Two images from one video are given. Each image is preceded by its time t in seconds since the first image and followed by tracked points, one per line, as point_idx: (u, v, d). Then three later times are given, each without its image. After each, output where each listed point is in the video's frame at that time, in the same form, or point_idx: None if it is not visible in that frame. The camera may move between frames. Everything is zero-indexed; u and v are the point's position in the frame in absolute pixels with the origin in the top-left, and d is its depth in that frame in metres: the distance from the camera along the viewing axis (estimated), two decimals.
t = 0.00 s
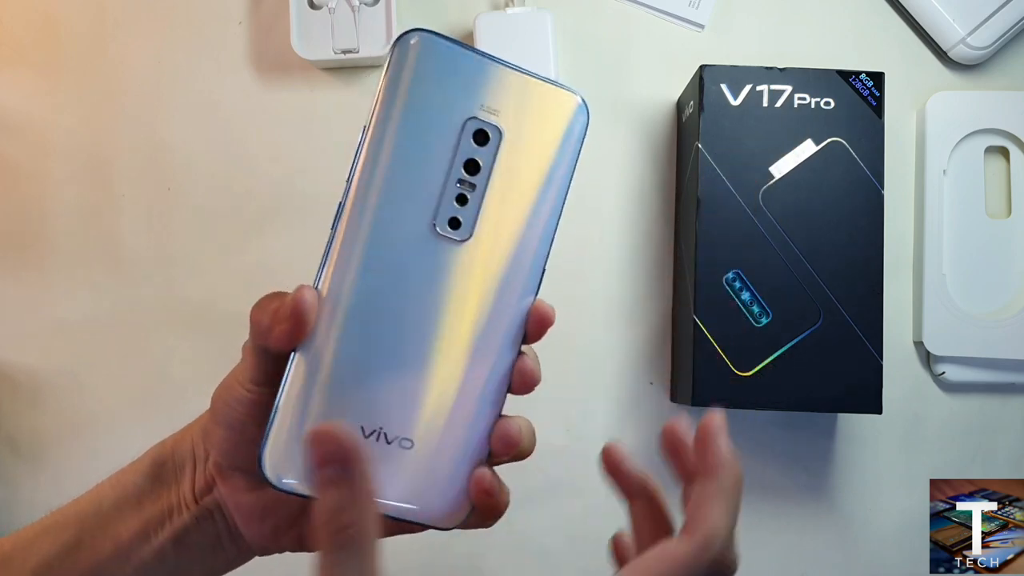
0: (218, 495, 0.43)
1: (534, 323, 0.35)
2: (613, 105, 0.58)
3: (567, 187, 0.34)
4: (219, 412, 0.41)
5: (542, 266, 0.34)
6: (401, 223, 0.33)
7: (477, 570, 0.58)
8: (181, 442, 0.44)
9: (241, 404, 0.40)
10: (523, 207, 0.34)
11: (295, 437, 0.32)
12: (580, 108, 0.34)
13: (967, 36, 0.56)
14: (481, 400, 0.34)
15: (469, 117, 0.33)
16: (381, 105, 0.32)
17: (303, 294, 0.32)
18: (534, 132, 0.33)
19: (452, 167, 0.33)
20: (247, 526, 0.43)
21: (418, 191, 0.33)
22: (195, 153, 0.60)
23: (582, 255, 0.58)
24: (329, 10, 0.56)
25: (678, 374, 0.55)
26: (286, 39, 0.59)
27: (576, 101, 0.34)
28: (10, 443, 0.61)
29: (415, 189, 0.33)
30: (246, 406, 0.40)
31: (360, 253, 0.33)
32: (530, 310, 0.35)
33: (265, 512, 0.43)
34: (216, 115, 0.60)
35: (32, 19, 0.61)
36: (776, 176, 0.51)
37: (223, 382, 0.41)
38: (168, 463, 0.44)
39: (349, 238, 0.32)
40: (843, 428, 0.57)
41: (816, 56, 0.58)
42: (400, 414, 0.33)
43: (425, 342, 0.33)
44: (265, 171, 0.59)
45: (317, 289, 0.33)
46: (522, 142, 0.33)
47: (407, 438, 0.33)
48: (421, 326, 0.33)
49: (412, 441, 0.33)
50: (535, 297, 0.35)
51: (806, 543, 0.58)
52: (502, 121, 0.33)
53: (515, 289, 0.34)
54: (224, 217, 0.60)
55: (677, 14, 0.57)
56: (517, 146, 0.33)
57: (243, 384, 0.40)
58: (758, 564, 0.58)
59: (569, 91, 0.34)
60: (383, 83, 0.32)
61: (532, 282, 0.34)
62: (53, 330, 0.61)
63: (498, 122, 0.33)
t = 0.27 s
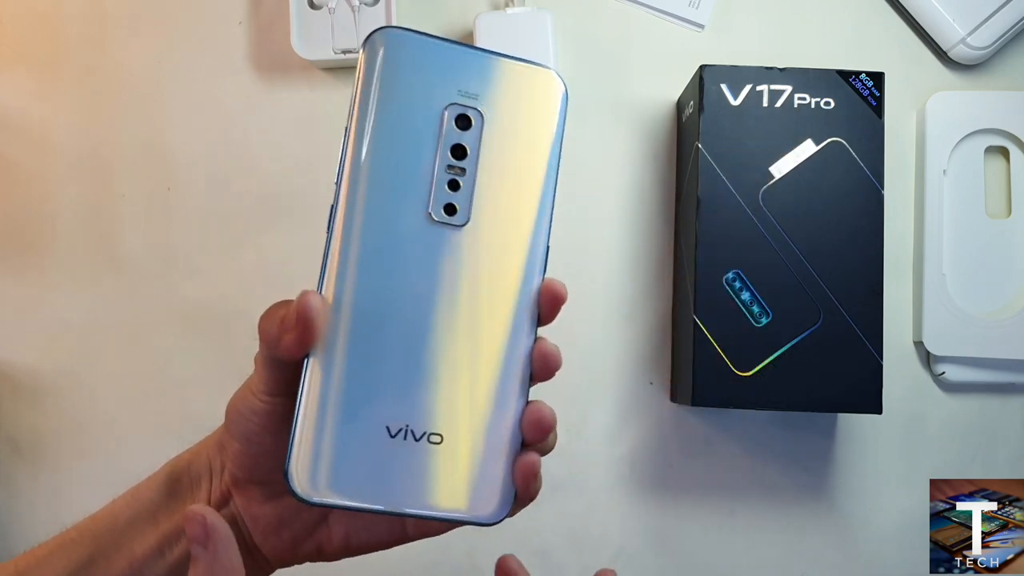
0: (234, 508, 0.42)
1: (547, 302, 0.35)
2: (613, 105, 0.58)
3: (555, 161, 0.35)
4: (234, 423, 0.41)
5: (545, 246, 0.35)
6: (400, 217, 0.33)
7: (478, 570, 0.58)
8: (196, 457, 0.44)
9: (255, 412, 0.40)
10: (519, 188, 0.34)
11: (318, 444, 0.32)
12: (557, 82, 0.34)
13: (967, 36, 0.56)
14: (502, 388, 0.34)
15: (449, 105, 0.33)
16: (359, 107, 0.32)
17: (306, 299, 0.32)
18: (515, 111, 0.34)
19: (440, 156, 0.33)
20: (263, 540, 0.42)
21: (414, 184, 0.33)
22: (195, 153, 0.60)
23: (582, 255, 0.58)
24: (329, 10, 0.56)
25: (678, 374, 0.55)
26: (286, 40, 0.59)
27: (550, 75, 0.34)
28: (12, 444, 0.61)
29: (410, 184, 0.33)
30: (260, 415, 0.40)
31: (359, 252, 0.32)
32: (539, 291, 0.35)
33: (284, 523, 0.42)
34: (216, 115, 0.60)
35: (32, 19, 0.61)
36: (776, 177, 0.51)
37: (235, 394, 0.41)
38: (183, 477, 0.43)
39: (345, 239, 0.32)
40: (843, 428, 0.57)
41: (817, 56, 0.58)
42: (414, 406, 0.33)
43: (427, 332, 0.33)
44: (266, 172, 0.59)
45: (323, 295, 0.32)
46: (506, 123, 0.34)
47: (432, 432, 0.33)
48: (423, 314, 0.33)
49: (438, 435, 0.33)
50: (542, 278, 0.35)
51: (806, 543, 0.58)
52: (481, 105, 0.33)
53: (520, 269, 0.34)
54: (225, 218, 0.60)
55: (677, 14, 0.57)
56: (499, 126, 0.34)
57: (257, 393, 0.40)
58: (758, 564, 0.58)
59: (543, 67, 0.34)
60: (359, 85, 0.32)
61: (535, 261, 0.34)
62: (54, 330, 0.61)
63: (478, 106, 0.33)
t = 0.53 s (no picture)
0: (236, 507, 0.42)
1: (548, 304, 0.34)
2: (613, 105, 0.58)
3: (564, 160, 0.34)
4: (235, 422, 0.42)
5: (549, 246, 0.34)
6: (401, 214, 0.33)
7: (478, 570, 0.58)
8: (197, 459, 0.44)
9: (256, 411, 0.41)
10: (525, 185, 0.34)
11: (307, 441, 0.32)
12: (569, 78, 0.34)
13: (967, 36, 0.56)
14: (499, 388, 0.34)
15: (454, 100, 0.33)
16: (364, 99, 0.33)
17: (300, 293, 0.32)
18: (523, 108, 0.34)
19: (443, 151, 0.33)
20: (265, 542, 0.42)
21: (414, 180, 0.33)
22: (195, 153, 0.60)
23: (582, 255, 0.58)
24: (329, 10, 0.56)
25: (678, 374, 0.55)
26: (286, 39, 0.59)
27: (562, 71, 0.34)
28: (11, 444, 0.61)
29: (412, 180, 0.33)
30: (261, 413, 0.41)
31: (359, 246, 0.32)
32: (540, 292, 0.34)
33: (285, 523, 0.42)
34: (216, 115, 0.60)
35: (32, 19, 0.61)
36: (776, 176, 0.51)
37: (237, 394, 0.42)
38: (185, 478, 0.43)
39: (345, 232, 0.32)
40: (843, 428, 0.57)
41: (817, 57, 0.58)
42: (408, 404, 0.33)
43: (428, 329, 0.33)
44: (266, 171, 0.59)
45: (318, 290, 0.32)
46: (512, 119, 0.34)
47: (423, 433, 0.33)
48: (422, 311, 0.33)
49: (429, 435, 0.33)
50: (544, 277, 0.34)
51: (806, 543, 0.58)
52: (488, 100, 0.33)
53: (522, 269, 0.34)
54: (225, 218, 0.60)
55: (677, 14, 0.57)
56: (506, 123, 0.34)
57: (257, 391, 0.41)
58: (758, 564, 0.58)
59: (557, 63, 0.34)
60: (365, 77, 0.33)
61: (538, 260, 0.34)
62: (53, 330, 0.61)
63: (484, 101, 0.33)
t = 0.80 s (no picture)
0: (222, 500, 0.42)
1: (536, 311, 0.33)
2: (613, 105, 0.58)
3: (563, 165, 0.33)
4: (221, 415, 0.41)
5: (543, 251, 0.34)
6: (390, 213, 0.33)
7: (478, 570, 0.58)
8: (184, 448, 0.44)
9: (240, 405, 0.40)
10: (518, 187, 0.33)
11: (282, 439, 0.32)
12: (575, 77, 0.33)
13: (967, 36, 0.56)
14: (481, 393, 0.33)
15: (451, 96, 0.32)
16: (359, 90, 0.32)
17: (282, 291, 0.32)
18: (521, 106, 0.33)
19: (438, 149, 0.33)
20: (252, 533, 0.43)
21: (403, 178, 0.33)
22: (195, 153, 0.60)
23: (582, 254, 0.58)
24: (329, 10, 0.56)
25: (678, 374, 0.55)
26: (286, 39, 0.59)
27: (570, 69, 0.33)
28: (11, 444, 0.61)
29: (401, 178, 0.33)
30: (246, 407, 0.40)
31: (346, 244, 0.32)
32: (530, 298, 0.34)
33: (271, 519, 0.42)
34: (217, 115, 0.60)
35: (32, 19, 0.61)
36: (776, 176, 0.51)
37: (223, 385, 0.41)
38: (171, 469, 0.44)
39: (333, 229, 0.32)
40: (843, 428, 0.57)
41: (817, 57, 0.58)
42: (387, 408, 0.32)
43: (413, 332, 0.33)
44: (266, 172, 0.59)
45: (300, 287, 0.32)
46: (510, 117, 0.33)
47: (400, 439, 0.32)
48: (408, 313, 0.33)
49: (407, 442, 0.32)
50: (535, 284, 0.34)
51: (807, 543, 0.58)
52: (487, 98, 0.33)
53: (512, 273, 0.33)
54: (225, 218, 0.60)
55: (677, 14, 0.57)
56: (504, 123, 0.33)
57: (241, 385, 0.40)
58: (758, 563, 0.58)
59: (565, 60, 0.33)
60: (361, 69, 0.32)
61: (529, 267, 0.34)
62: (54, 330, 0.61)
63: (483, 98, 0.33)
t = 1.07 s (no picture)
0: (217, 493, 0.43)
1: (544, 325, 0.34)
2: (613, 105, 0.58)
3: (580, 181, 0.33)
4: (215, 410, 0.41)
5: (554, 267, 0.33)
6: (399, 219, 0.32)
7: (478, 570, 0.58)
8: (181, 440, 0.45)
9: (234, 400, 0.40)
10: (530, 199, 0.33)
11: (278, 438, 0.32)
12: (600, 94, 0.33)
13: (967, 36, 0.56)
14: (483, 405, 0.33)
15: (472, 102, 0.32)
16: (379, 90, 0.32)
17: (286, 288, 0.32)
18: (541, 119, 0.32)
19: (453, 156, 0.32)
20: (246, 525, 0.43)
21: (412, 183, 0.32)
22: (195, 153, 0.60)
23: (582, 254, 0.58)
24: (329, 10, 0.56)
25: (678, 374, 0.55)
26: (286, 39, 0.59)
27: (596, 85, 0.33)
28: (11, 444, 0.61)
29: (413, 184, 0.32)
30: (239, 402, 0.40)
31: (355, 248, 0.32)
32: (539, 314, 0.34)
33: (265, 513, 0.43)
34: (216, 115, 0.60)
35: (32, 20, 0.61)
36: (776, 176, 0.51)
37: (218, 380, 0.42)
38: (167, 460, 0.44)
39: (343, 232, 0.32)
40: (843, 428, 0.57)
41: (817, 57, 0.58)
42: (389, 417, 0.32)
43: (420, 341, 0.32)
44: (265, 172, 0.59)
45: (305, 285, 0.33)
46: (529, 129, 0.32)
47: (396, 447, 0.32)
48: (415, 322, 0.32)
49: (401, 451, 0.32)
50: (544, 299, 0.33)
51: (807, 543, 0.58)
52: (509, 107, 0.32)
53: (520, 288, 0.33)
54: (225, 218, 0.60)
55: (677, 14, 0.57)
56: (524, 134, 0.32)
57: (236, 378, 0.40)
58: (758, 564, 0.58)
59: (592, 75, 0.33)
60: (383, 68, 0.32)
61: (539, 281, 0.33)
62: (53, 330, 0.61)
63: (504, 107, 0.32)
